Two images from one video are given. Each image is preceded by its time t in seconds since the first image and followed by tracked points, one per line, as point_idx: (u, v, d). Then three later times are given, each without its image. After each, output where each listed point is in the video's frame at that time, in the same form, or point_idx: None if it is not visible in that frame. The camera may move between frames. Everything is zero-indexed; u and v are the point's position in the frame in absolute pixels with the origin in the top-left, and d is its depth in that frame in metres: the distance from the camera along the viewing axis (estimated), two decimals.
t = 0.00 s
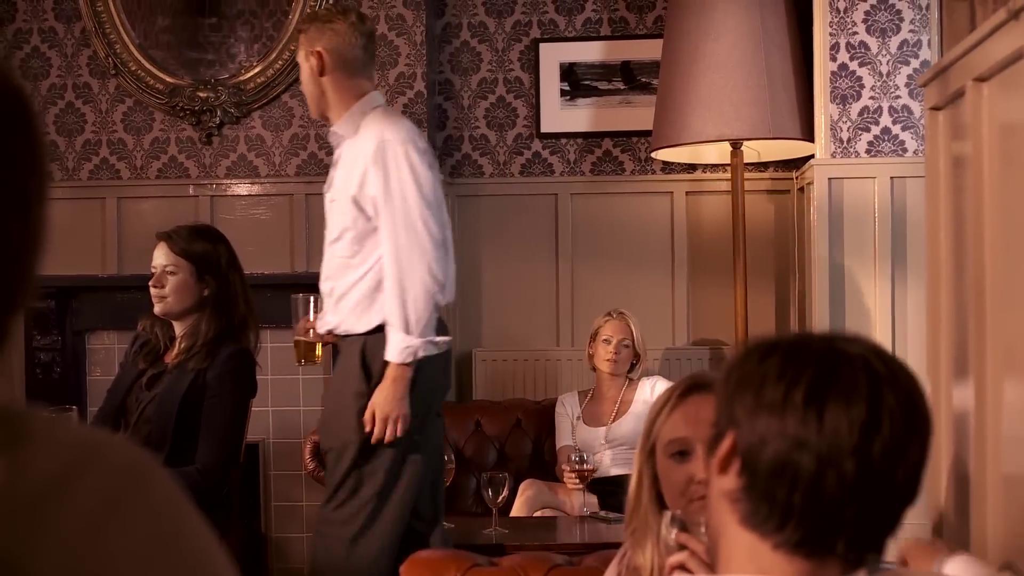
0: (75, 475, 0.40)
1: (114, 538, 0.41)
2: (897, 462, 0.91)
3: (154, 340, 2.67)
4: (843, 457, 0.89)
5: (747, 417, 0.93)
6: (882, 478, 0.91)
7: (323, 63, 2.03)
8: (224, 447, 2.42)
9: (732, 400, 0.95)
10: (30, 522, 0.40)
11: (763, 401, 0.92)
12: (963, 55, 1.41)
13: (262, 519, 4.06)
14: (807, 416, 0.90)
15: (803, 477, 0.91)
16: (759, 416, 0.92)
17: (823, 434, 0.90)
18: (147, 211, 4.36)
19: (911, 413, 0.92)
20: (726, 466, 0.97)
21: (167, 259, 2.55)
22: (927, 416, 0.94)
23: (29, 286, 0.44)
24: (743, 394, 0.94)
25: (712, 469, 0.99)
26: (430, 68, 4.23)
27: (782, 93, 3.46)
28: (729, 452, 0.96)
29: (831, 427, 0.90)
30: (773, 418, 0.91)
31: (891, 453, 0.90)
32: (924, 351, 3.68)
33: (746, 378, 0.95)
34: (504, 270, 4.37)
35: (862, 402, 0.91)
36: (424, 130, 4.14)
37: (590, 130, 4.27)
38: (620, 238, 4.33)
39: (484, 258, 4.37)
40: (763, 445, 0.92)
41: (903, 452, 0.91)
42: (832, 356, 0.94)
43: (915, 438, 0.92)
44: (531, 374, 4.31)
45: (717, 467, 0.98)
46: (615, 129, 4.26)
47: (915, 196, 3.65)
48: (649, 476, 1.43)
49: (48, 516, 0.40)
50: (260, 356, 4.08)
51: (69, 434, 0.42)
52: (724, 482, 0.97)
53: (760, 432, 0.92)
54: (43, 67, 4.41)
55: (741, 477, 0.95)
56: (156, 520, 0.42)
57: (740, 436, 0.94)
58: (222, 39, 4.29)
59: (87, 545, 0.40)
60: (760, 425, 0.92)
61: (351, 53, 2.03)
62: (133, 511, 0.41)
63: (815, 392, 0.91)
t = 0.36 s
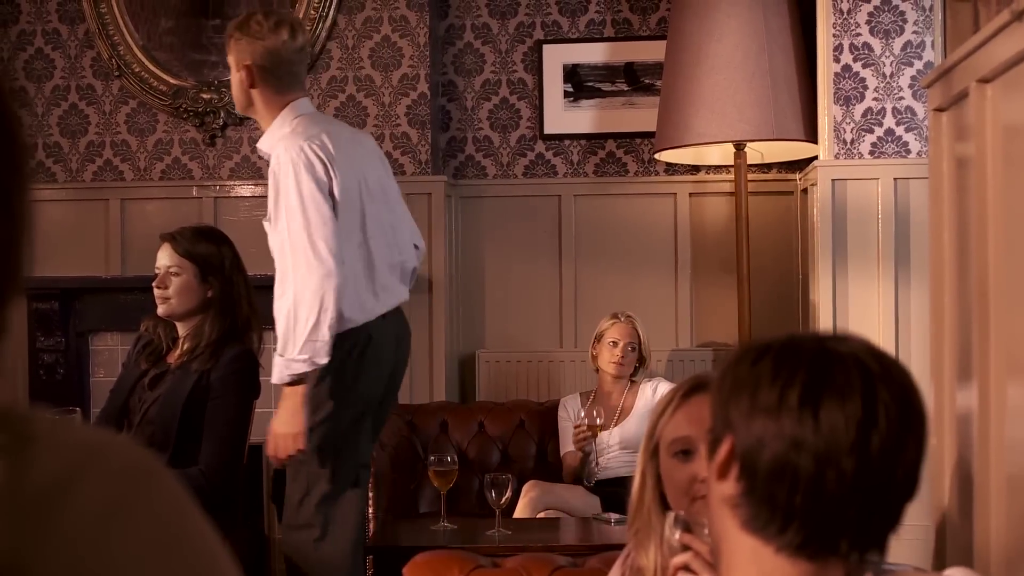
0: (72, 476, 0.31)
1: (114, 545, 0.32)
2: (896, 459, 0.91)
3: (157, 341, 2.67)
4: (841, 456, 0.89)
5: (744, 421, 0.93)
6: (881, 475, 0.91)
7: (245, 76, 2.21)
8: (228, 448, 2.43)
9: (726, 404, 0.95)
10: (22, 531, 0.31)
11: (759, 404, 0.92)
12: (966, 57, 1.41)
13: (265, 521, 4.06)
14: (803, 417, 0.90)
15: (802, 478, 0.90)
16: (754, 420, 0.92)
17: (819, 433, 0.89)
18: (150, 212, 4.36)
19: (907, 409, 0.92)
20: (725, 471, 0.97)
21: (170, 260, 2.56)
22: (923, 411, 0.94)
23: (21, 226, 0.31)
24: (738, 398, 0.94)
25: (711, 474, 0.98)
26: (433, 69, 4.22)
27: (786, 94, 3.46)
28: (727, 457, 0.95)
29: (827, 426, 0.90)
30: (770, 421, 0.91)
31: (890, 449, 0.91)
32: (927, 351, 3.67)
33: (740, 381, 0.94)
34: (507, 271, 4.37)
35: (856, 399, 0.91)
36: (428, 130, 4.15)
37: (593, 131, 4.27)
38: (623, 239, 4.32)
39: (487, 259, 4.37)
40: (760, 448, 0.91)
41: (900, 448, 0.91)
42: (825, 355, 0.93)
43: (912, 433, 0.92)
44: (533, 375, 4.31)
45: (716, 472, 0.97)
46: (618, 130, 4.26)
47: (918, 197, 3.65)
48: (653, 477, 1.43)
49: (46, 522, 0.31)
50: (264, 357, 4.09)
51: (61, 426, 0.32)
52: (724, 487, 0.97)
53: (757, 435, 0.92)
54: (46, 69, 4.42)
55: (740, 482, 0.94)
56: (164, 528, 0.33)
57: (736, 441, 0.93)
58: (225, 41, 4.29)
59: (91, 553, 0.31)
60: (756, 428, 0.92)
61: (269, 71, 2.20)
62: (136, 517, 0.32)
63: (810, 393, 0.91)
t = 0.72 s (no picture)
0: (70, 479, 0.31)
1: (114, 549, 0.32)
2: (894, 459, 0.91)
3: (157, 343, 2.66)
4: (839, 456, 0.89)
5: (740, 422, 0.93)
6: (878, 474, 0.91)
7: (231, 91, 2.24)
8: (229, 449, 2.43)
9: (723, 406, 0.95)
10: (20, 534, 0.30)
11: (755, 406, 0.92)
12: (966, 58, 1.41)
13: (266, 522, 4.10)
14: (800, 418, 0.90)
15: (800, 479, 0.90)
16: (751, 422, 0.92)
17: (817, 434, 0.89)
18: (151, 213, 4.36)
19: (902, 409, 0.93)
20: (722, 474, 0.97)
21: (174, 260, 2.57)
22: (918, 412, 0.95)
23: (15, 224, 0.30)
24: (734, 399, 0.94)
25: (708, 478, 0.98)
26: (433, 70, 4.22)
27: (786, 95, 3.46)
28: (724, 459, 0.95)
29: (825, 426, 0.90)
30: (766, 423, 0.91)
31: (886, 449, 0.91)
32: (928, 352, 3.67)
33: (736, 383, 0.95)
34: (507, 273, 4.37)
35: (852, 400, 0.91)
36: (428, 132, 4.15)
37: (593, 133, 4.27)
38: (623, 240, 4.32)
39: (487, 261, 4.37)
40: (758, 449, 0.91)
41: (896, 449, 0.92)
42: (821, 356, 0.94)
43: (908, 433, 0.92)
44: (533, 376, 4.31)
45: (713, 475, 0.97)
46: (619, 131, 4.26)
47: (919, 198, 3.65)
48: (653, 479, 1.43)
49: (43, 524, 0.30)
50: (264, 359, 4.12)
51: (62, 426, 0.32)
52: (721, 490, 0.97)
53: (754, 436, 0.92)
54: (46, 70, 4.42)
55: (737, 485, 0.94)
56: (163, 532, 0.33)
57: (733, 443, 0.93)
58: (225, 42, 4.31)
59: (91, 557, 0.31)
60: (753, 429, 0.92)
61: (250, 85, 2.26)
62: (135, 518, 0.32)
63: (807, 394, 0.91)
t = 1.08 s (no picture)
0: (70, 478, 0.30)
1: (114, 549, 0.31)
2: (891, 458, 0.92)
3: (157, 343, 2.67)
4: (836, 456, 0.90)
5: (737, 423, 0.93)
6: (875, 474, 0.91)
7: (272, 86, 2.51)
8: (229, 450, 2.43)
9: (720, 407, 0.95)
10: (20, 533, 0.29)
11: (752, 406, 0.92)
12: (966, 58, 1.41)
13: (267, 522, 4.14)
14: (797, 417, 0.90)
15: (798, 479, 0.90)
16: (748, 422, 0.92)
17: (813, 433, 0.90)
18: (150, 213, 4.36)
19: (899, 408, 0.93)
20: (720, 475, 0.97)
21: (174, 261, 2.54)
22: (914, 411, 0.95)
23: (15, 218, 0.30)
24: (731, 400, 0.94)
25: (705, 479, 0.98)
26: (433, 70, 4.22)
27: (786, 96, 3.46)
28: (721, 460, 0.95)
29: (821, 426, 0.90)
30: (763, 423, 0.91)
31: (884, 449, 0.91)
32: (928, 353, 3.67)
33: (732, 384, 0.95)
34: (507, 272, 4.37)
35: (848, 399, 0.91)
36: (428, 131, 4.15)
37: (594, 132, 4.27)
38: (623, 240, 4.32)
39: (488, 261, 4.37)
40: (755, 449, 0.91)
41: (893, 447, 0.92)
42: (817, 356, 0.94)
43: (904, 432, 0.93)
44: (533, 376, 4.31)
45: (710, 477, 0.97)
46: (619, 131, 4.26)
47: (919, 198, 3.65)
48: (655, 478, 1.42)
49: (44, 522, 0.30)
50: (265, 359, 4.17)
51: (62, 426, 0.31)
52: (718, 491, 0.96)
53: (751, 436, 0.92)
54: (46, 69, 4.42)
55: (735, 486, 0.94)
56: (163, 535, 0.32)
57: (730, 443, 0.93)
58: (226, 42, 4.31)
59: (89, 557, 0.30)
60: (750, 429, 0.92)
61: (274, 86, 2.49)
62: (136, 520, 0.31)
63: (804, 393, 0.91)
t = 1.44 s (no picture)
0: (71, 477, 0.29)
1: (114, 548, 0.30)
2: (889, 455, 0.92)
3: (158, 342, 2.67)
4: (835, 453, 0.90)
5: (735, 422, 0.93)
6: (875, 471, 0.91)
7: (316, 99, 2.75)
8: (229, 449, 2.43)
9: (717, 407, 0.95)
10: (22, 532, 0.29)
11: (750, 406, 0.92)
12: (967, 57, 1.41)
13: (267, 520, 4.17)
14: (795, 416, 0.90)
15: (797, 478, 0.90)
16: (746, 421, 0.92)
17: (812, 431, 0.90)
18: (151, 212, 4.36)
19: (895, 404, 0.93)
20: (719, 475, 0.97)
21: (169, 261, 2.56)
22: (911, 407, 0.95)
23: (15, 212, 0.29)
24: (728, 399, 0.94)
25: (704, 478, 0.98)
26: (433, 69, 4.23)
27: (786, 95, 3.46)
28: (720, 460, 0.95)
29: (820, 424, 0.90)
30: (761, 422, 0.91)
31: (883, 445, 0.91)
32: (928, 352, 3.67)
33: (729, 383, 0.95)
34: (507, 271, 4.37)
35: (846, 396, 0.91)
36: (428, 130, 4.15)
37: (594, 131, 4.27)
38: (623, 239, 4.32)
39: (488, 259, 4.37)
40: (753, 448, 0.91)
41: (892, 444, 0.92)
42: (814, 354, 0.94)
43: (902, 428, 0.93)
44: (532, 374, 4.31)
45: (709, 477, 0.97)
46: (619, 130, 4.26)
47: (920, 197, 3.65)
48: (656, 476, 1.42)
49: (45, 521, 0.29)
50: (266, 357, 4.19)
51: (61, 423, 0.30)
52: (717, 491, 0.96)
53: (749, 435, 0.92)
54: (47, 68, 4.42)
55: (733, 485, 0.94)
56: (165, 532, 0.31)
57: (728, 442, 0.93)
58: (226, 41, 4.31)
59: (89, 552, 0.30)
60: (748, 428, 0.92)
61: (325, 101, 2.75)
62: (137, 519, 0.31)
63: (801, 392, 0.91)
